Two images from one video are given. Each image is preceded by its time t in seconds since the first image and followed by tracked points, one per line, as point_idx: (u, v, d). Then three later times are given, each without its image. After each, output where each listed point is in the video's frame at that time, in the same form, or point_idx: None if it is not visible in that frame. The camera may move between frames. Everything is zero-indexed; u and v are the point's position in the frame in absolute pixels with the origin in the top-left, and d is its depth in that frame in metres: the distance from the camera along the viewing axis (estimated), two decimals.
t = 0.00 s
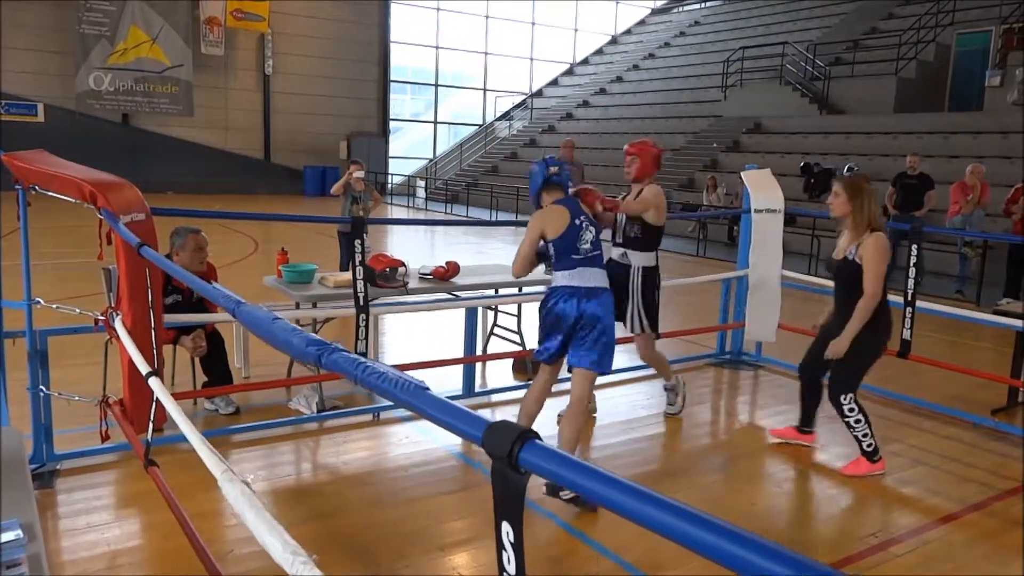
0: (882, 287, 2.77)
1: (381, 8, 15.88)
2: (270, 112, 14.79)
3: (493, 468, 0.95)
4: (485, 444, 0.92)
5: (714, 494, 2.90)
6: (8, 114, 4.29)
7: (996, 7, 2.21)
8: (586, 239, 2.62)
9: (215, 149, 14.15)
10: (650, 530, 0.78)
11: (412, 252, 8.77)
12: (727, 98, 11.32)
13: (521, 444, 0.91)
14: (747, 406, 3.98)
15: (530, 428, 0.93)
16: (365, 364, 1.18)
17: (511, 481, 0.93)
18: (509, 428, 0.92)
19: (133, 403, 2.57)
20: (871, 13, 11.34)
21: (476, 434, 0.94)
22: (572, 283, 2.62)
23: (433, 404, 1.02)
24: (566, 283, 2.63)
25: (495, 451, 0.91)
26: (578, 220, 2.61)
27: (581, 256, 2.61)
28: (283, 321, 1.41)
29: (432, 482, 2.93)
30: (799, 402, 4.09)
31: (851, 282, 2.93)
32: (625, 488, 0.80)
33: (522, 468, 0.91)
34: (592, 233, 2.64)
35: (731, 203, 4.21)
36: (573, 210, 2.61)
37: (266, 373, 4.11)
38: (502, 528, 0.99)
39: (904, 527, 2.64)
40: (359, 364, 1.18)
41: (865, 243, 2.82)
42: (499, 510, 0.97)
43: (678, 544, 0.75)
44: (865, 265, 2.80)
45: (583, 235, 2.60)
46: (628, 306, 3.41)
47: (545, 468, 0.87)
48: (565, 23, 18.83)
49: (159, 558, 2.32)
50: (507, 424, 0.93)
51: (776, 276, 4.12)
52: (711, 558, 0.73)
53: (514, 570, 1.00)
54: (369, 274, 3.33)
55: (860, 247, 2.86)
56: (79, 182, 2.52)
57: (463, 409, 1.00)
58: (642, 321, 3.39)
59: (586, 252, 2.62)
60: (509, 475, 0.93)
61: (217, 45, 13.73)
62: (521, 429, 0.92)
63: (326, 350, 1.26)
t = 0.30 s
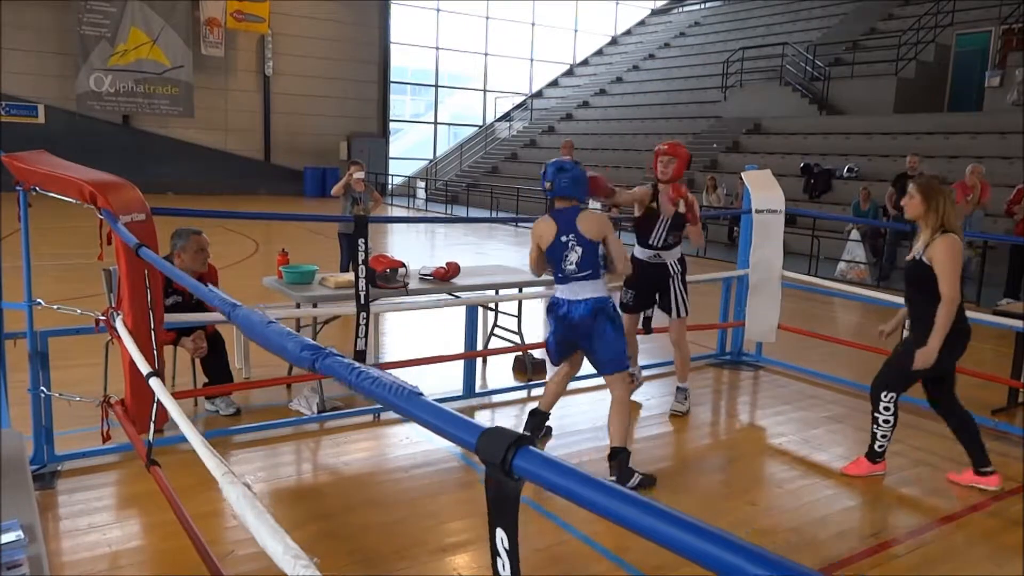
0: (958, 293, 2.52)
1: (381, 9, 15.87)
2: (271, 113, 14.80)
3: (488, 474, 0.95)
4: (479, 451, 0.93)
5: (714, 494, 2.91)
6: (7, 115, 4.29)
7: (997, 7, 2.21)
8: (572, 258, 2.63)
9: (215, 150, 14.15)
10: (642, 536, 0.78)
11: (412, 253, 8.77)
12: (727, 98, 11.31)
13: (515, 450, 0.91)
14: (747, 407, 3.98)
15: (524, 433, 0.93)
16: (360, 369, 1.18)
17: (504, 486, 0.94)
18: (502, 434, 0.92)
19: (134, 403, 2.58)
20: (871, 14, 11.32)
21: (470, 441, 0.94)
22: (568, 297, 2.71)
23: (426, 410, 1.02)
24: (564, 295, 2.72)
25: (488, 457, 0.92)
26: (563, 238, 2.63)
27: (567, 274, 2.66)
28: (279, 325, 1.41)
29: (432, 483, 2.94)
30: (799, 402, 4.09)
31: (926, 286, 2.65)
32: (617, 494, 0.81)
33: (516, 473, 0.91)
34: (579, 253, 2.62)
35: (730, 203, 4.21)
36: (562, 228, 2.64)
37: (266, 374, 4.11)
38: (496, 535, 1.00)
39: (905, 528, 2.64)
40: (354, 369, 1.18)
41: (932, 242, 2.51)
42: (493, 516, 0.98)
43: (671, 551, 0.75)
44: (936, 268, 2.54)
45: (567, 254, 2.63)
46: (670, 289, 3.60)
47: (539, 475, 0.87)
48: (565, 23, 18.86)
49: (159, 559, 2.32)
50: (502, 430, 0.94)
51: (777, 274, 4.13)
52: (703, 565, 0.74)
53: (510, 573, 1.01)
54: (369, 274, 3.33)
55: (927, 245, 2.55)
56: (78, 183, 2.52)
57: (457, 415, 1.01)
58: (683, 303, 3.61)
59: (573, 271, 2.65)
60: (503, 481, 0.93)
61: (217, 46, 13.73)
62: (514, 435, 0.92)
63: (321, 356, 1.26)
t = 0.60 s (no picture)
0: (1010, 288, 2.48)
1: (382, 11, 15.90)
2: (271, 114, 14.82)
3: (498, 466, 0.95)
4: (489, 442, 0.93)
5: (715, 495, 2.90)
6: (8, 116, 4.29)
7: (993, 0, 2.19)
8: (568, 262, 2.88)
9: (216, 151, 14.16)
10: (654, 527, 0.78)
11: (413, 254, 8.78)
12: (727, 100, 11.31)
13: (526, 440, 0.91)
14: (747, 408, 3.98)
15: (534, 425, 0.93)
16: (369, 361, 1.19)
17: (515, 479, 0.93)
18: (513, 426, 0.93)
19: (135, 405, 2.58)
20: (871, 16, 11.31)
21: (480, 431, 0.94)
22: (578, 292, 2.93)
23: (436, 401, 1.03)
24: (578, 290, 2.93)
25: (500, 448, 0.92)
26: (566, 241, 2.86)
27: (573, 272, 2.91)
28: (286, 320, 1.42)
29: (433, 484, 2.93)
30: (800, 403, 4.09)
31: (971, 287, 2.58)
32: (629, 485, 0.81)
33: (527, 465, 0.91)
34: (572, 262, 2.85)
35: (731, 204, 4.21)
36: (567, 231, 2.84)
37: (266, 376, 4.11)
38: (509, 525, 0.98)
39: (906, 529, 2.64)
40: (363, 361, 1.18)
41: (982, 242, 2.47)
42: (506, 506, 0.97)
43: (682, 541, 0.75)
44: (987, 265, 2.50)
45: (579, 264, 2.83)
46: (676, 288, 3.61)
47: (550, 466, 0.87)
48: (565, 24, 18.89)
49: (160, 560, 2.32)
50: (513, 421, 0.94)
51: (778, 274, 4.13)
52: (715, 555, 0.73)
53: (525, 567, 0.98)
54: (369, 275, 3.33)
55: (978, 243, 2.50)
56: (80, 185, 2.52)
57: (468, 407, 1.01)
58: (688, 301, 3.60)
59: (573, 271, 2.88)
60: (513, 473, 0.93)
61: (218, 47, 13.76)
62: (525, 426, 0.93)
63: (330, 349, 1.26)
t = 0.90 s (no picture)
0: None
1: (382, 12, 15.90)
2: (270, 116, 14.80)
3: (502, 472, 0.95)
4: (492, 447, 0.93)
5: (716, 497, 2.90)
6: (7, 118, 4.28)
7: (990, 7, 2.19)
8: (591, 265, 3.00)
9: (216, 153, 14.16)
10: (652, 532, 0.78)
11: (413, 256, 8.77)
12: (727, 101, 11.30)
13: (528, 447, 0.91)
14: (748, 409, 3.98)
15: (538, 432, 0.93)
16: (373, 366, 1.18)
17: (519, 485, 0.93)
18: (516, 432, 0.92)
19: (135, 404, 2.58)
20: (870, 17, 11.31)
21: (483, 437, 0.94)
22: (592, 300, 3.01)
23: (440, 407, 1.03)
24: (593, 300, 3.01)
25: (504, 454, 0.91)
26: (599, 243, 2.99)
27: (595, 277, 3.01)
28: (288, 324, 1.41)
29: (433, 486, 2.93)
30: (800, 404, 4.08)
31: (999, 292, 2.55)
32: (629, 490, 0.81)
33: (530, 472, 0.91)
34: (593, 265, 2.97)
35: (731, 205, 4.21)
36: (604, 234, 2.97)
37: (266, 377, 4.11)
38: (512, 531, 0.98)
39: (906, 530, 2.64)
40: (367, 366, 1.18)
41: None
42: (509, 514, 0.97)
43: (681, 546, 0.75)
44: None
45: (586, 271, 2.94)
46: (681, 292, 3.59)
47: (553, 471, 0.87)
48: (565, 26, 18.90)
49: (161, 561, 2.32)
50: (515, 427, 0.94)
51: (778, 276, 4.13)
52: (712, 559, 0.73)
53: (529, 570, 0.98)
54: (369, 276, 3.32)
55: None
56: (79, 186, 2.52)
57: (470, 412, 1.01)
58: (692, 307, 3.60)
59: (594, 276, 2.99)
60: (516, 479, 0.93)
61: (218, 49, 13.76)
62: (529, 433, 0.92)
63: (333, 353, 1.25)
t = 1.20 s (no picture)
0: None
1: (382, 13, 15.90)
2: (270, 117, 14.79)
3: (497, 469, 0.94)
4: (488, 443, 0.92)
5: (716, 498, 2.90)
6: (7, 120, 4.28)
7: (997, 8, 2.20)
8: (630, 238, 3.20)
9: (216, 154, 14.17)
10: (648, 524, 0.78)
11: (413, 257, 8.77)
12: (726, 102, 11.31)
13: (524, 442, 0.91)
14: (748, 410, 3.99)
15: (534, 426, 0.93)
16: (367, 365, 1.18)
17: (515, 480, 0.93)
18: (512, 428, 0.92)
19: (134, 407, 2.59)
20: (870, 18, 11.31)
21: (479, 433, 0.94)
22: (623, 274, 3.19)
23: (436, 404, 1.03)
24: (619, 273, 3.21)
25: (500, 449, 0.91)
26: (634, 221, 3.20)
27: (628, 251, 3.20)
28: (285, 324, 1.41)
29: (432, 487, 2.93)
30: (800, 406, 4.09)
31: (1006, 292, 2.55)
32: (624, 484, 0.81)
33: (525, 466, 0.90)
34: (636, 233, 3.18)
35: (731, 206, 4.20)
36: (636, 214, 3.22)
37: (265, 379, 4.11)
38: (507, 527, 0.98)
39: (906, 531, 2.64)
40: (362, 365, 1.18)
41: None
42: (504, 510, 0.97)
43: (679, 539, 0.75)
44: None
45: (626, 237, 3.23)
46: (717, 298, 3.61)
47: (550, 467, 0.86)
48: (565, 27, 18.92)
49: (160, 563, 2.32)
50: (510, 424, 0.93)
51: (777, 277, 4.14)
52: (711, 552, 0.73)
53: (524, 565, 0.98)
54: (369, 277, 3.32)
55: None
56: (80, 188, 2.52)
57: (466, 409, 1.00)
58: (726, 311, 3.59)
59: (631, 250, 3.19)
60: (513, 474, 0.92)
61: (217, 50, 13.77)
62: (525, 428, 0.92)
63: (328, 353, 1.25)
